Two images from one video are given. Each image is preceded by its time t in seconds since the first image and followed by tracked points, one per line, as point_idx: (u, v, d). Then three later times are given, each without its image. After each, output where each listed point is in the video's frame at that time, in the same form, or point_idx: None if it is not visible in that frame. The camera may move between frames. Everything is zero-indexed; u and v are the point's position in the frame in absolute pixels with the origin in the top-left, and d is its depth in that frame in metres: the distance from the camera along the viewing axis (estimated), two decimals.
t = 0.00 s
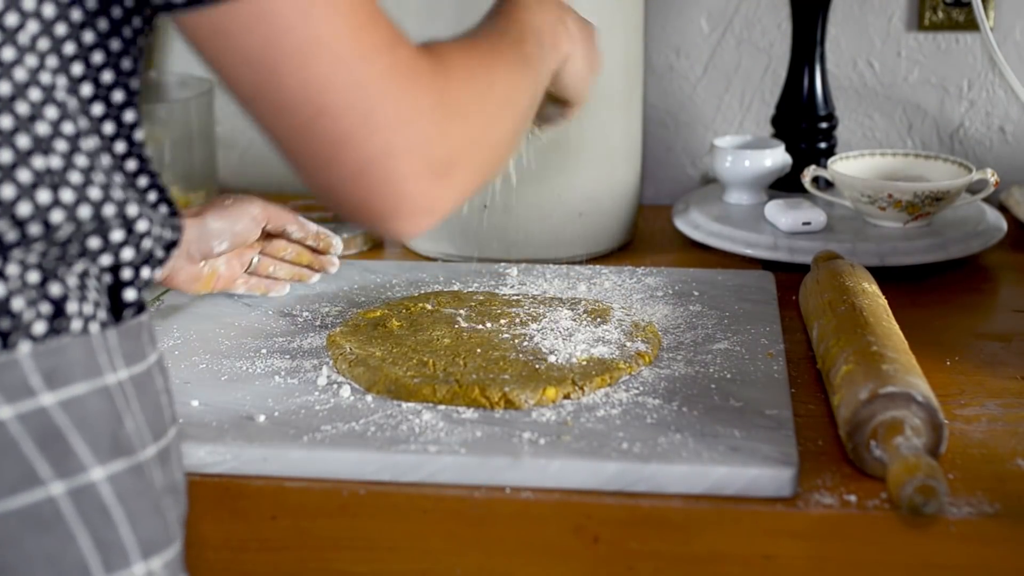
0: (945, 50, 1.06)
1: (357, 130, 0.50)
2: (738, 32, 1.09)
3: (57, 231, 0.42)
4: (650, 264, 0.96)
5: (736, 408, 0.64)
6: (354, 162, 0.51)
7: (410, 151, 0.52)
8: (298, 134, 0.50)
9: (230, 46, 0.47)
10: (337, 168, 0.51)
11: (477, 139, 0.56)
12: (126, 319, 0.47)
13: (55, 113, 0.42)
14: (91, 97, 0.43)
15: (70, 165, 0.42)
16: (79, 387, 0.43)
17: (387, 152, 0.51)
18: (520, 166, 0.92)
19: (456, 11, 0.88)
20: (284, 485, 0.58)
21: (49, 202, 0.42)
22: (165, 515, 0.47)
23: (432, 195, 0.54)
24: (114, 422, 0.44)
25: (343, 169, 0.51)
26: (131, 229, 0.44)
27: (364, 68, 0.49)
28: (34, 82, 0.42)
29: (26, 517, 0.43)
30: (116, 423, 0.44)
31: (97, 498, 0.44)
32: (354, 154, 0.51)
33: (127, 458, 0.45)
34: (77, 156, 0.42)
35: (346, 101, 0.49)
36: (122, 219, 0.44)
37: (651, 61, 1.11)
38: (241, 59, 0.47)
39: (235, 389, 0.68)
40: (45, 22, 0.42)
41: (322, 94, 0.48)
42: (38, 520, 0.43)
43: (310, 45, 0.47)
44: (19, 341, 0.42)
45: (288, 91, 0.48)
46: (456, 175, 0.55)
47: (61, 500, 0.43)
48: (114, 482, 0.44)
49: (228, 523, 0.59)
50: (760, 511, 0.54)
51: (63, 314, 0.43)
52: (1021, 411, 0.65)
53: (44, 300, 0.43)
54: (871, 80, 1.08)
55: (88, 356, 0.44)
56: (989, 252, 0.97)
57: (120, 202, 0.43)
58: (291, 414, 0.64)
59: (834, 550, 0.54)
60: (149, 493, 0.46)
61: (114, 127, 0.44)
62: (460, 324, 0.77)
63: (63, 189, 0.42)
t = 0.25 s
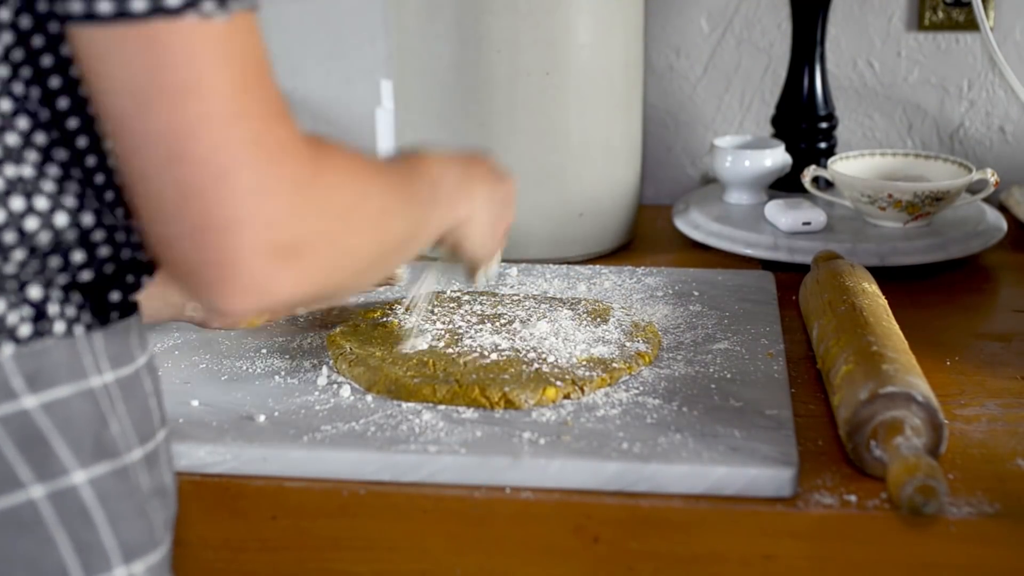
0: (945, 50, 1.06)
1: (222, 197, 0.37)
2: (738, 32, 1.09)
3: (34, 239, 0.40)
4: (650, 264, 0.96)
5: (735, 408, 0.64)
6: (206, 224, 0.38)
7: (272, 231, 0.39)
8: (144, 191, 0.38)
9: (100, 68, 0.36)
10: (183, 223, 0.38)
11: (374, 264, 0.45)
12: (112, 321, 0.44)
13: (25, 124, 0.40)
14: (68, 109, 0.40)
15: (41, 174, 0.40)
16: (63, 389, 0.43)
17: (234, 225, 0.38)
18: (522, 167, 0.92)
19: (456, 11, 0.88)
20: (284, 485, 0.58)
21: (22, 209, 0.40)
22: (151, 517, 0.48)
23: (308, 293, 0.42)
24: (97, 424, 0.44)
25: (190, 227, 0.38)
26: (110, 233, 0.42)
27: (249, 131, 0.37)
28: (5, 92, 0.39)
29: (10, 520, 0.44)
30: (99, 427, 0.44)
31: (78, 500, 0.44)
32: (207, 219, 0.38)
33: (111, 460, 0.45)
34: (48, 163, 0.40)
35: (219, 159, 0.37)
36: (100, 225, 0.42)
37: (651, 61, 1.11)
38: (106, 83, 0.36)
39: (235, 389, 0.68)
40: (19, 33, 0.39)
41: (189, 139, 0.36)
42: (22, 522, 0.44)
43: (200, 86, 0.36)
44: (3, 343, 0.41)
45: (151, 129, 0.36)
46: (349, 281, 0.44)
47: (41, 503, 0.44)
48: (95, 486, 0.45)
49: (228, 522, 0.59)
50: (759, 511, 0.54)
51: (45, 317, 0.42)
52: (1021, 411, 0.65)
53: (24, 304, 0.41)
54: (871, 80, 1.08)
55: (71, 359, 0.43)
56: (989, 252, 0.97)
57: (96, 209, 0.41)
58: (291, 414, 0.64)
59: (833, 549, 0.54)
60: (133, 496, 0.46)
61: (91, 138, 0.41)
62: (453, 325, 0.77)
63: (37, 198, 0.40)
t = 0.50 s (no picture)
0: (945, 50, 1.06)
1: (190, 214, 0.39)
2: (738, 32, 1.09)
3: (12, 239, 0.41)
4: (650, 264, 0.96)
5: (735, 408, 0.64)
6: (169, 238, 0.39)
7: (233, 251, 0.40)
8: (110, 202, 0.39)
9: (79, 86, 0.37)
10: (150, 237, 0.39)
11: (320, 298, 0.46)
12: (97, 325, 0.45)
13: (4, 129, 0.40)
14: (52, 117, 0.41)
15: (21, 175, 0.41)
16: (41, 391, 0.43)
17: (205, 246, 0.40)
18: (521, 166, 0.91)
19: (455, 11, 0.88)
20: (284, 485, 0.58)
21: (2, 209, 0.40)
22: (130, 523, 0.47)
23: (263, 320, 0.43)
24: (75, 428, 0.44)
25: (155, 240, 0.39)
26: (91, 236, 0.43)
27: (218, 156, 0.39)
28: None
29: None
30: (76, 430, 0.44)
31: (51, 504, 0.44)
32: (171, 233, 0.39)
33: (87, 464, 0.45)
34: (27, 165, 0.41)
35: (190, 180, 0.38)
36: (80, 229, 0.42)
37: (651, 61, 1.11)
38: (85, 100, 0.37)
39: (235, 389, 0.68)
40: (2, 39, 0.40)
41: (163, 152, 0.38)
42: None
43: (175, 104, 0.37)
44: None
45: (122, 146, 0.37)
46: (299, 316, 0.45)
47: (13, 504, 0.44)
48: (67, 490, 0.45)
49: (228, 522, 0.59)
50: (759, 511, 0.54)
51: (26, 317, 0.42)
52: (1021, 411, 0.65)
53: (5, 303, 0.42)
54: (871, 80, 1.08)
55: (51, 362, 0.43)
56: (989, 252, 0.97)
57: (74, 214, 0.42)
58: (292, 414, 0.64)
59: (832, 549, 0.54)
60: (109, 500, 0.46)
61: (74, 146, 0.42)
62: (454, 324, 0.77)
63: (16, 198, 0.41)
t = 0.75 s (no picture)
0: (945, 50, 1.06)
1: (223, 188, 0.39)
2: (738, 32, 1.09)
3: (28, 235, 0.41)
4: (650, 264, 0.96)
5: (735, 408, 0.64)
6: (203, 216, 0.39)
7: (262, 225, 0.41)
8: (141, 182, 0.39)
9: (109, 73, 0.37)
10: (185, 217, 0.39)
11: (357, 283, 0.47)
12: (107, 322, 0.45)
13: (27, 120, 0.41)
14: (67, 112, 0.41)
15: (40, 168, 0.41)
16: (51, 386, 0.43)
17: (238, 222, 0.40)
18: (521, 166, 0.91)
19: (455, 11, 0.88)
20: (284, 485, 0.58)
21: (18, 205, 0.40)
22: (137, 518, 0.47)
23: (298, 300, 0.44)
24: (85, 423, 0.44)
25: (190, 219, 0.39)
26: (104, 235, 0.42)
27: (245, 130, 0.39)
28: (10, 90, 0.40)
29: None
30: (87, 424, 0.44)
31: (63, 498, 0.44)
32: (204, 210, 0.39)
33: (97, 459, 0.45)
34: (46, 158, 0.41)
35: (221, 155, 0.39)
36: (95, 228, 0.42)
37: (651, 61, 1.11)
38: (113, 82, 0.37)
39: (235, 389, 0.68)
40: (26, 31, 0.40)
41: (195, 131, 0.38)
42: (10, 520, 0.44)
43: (205, 82, 0.38)
44: None
45: (152, 128, 0.38)
46: (336, 296, 0.46)
47: (26, 498, 0.43)
48: (80, 484, 0.44)
49: (228, 522, 0.59)
50: (759, 511, 0.54)
51: (37, 313, 0.42)
52: (1021, 411, 0.65)
53: (17, 299, 0.42)
54: (871, 80, 1.08)
55: (60, 357, 0.43)
56: (989, 252, 0.97)
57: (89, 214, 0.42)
58: (292, 414, 0.64)
59: (832, 549, 0.54)
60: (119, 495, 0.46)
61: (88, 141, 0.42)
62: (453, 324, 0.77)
63: (32, 195, 0.41)
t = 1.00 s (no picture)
0: (945, 50, 1.06)
1: (278, 177, 0.40)
2: (738, 32, 1.09)
3: (55, 238, 0.41)
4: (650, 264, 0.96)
5: (735, 408, 0.64)
6: (260, 205, 0.41)
7: (317, 215, 0.42)
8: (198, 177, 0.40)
9: (169, 70, 0.39)
10: (242, 208, 0.41)
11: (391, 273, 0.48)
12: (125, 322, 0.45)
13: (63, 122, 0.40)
14: (96, 112, 0.41)
15: (74, 167, 0.41)
16: (74, 385, 0.43)
17: (292, 212, 0.41)
18: (521, 166, 0.91)
19: (455, 11, 0.88)
20: (284, 485, 0.58)
21: (46, 207, 0.40)
22: (156, 515, 0.47)
23: (343, 288, 0.45)
24: (107, 422, 0.44)
25: (247, 209, 0.41)
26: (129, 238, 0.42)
27: (301, 120, 0.40)
28: (47, 89, 0.40)
29: (16, 511, 0.43)
30: (109, 422, 0.44)
31: (87, 497, 0.44)
32: (262, 199, 0.41)
33: (121, 457, 0.45)
34: (82, 158, 0.41)
35: (276, 147, 0.40)
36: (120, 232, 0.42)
37: (651, 61, 1.11)
38: (172, 79, 0.39)
39: (235, 389, 0.68)
40: (60, 32, 0.40)
41: (252, 123, 0.39)
42: (28, 516, 0.43)
43: (260, 74, 0.39)
44: (16, 337, 0.42)
45: (211, 122, 0.39)
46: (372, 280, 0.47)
47: (51, 497, 0.43)
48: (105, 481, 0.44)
49: (228, 522, 0.59)
50: (760, 511, 0.54)
51: (58, 313, 0.42)
52: (1021, 411, 0.65)
53: (37, 300, 0.42)
54: (871, 80, 1.08)
55: (83, 356, 0.43)
56: (989, 252, 0.97)
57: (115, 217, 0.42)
58: (291, 414, 0.64)
59: (833, 549, 0.54)
60: (140, 493, 0.46)
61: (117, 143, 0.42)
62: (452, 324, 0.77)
63: (61, 197, 0.41)
